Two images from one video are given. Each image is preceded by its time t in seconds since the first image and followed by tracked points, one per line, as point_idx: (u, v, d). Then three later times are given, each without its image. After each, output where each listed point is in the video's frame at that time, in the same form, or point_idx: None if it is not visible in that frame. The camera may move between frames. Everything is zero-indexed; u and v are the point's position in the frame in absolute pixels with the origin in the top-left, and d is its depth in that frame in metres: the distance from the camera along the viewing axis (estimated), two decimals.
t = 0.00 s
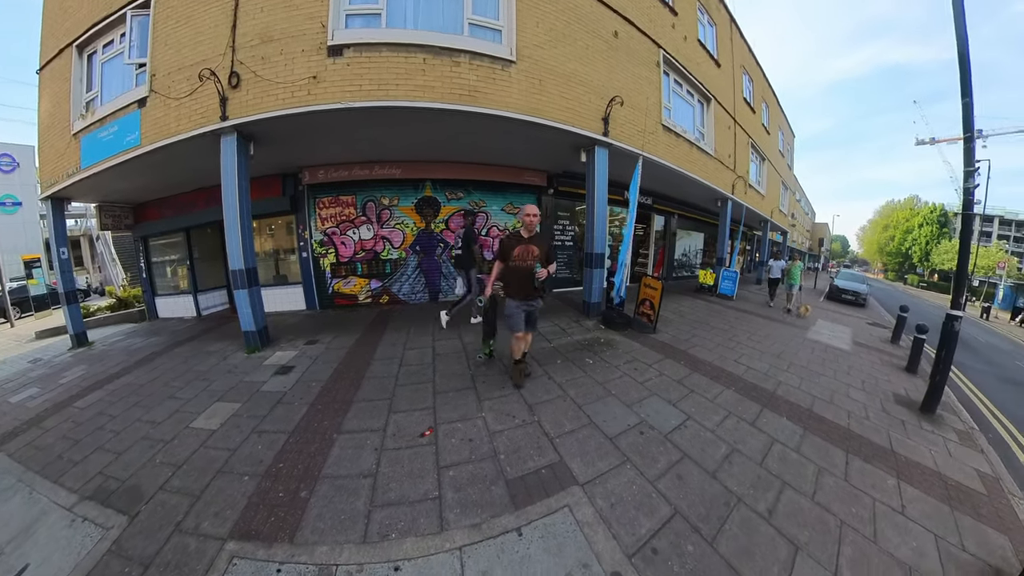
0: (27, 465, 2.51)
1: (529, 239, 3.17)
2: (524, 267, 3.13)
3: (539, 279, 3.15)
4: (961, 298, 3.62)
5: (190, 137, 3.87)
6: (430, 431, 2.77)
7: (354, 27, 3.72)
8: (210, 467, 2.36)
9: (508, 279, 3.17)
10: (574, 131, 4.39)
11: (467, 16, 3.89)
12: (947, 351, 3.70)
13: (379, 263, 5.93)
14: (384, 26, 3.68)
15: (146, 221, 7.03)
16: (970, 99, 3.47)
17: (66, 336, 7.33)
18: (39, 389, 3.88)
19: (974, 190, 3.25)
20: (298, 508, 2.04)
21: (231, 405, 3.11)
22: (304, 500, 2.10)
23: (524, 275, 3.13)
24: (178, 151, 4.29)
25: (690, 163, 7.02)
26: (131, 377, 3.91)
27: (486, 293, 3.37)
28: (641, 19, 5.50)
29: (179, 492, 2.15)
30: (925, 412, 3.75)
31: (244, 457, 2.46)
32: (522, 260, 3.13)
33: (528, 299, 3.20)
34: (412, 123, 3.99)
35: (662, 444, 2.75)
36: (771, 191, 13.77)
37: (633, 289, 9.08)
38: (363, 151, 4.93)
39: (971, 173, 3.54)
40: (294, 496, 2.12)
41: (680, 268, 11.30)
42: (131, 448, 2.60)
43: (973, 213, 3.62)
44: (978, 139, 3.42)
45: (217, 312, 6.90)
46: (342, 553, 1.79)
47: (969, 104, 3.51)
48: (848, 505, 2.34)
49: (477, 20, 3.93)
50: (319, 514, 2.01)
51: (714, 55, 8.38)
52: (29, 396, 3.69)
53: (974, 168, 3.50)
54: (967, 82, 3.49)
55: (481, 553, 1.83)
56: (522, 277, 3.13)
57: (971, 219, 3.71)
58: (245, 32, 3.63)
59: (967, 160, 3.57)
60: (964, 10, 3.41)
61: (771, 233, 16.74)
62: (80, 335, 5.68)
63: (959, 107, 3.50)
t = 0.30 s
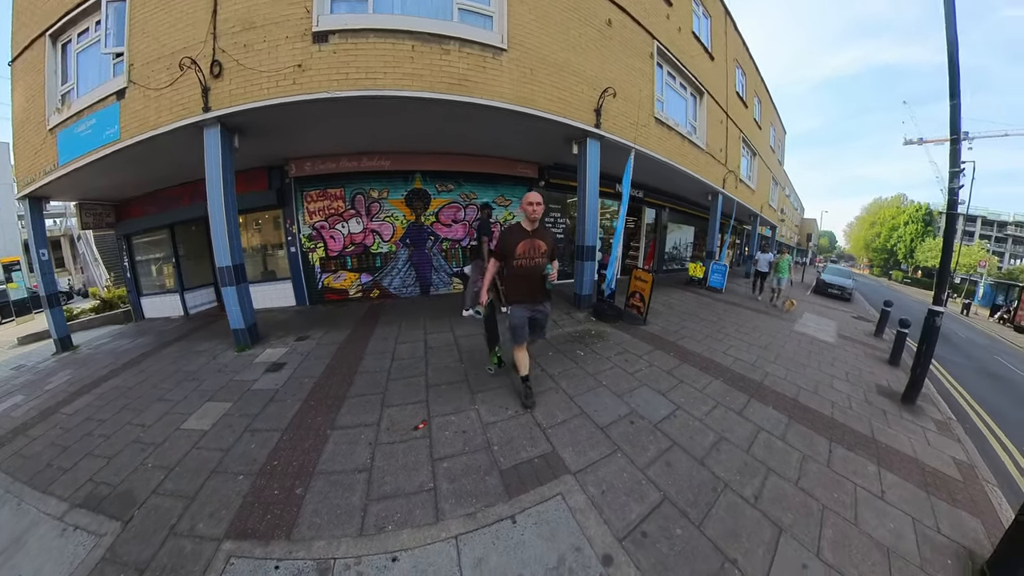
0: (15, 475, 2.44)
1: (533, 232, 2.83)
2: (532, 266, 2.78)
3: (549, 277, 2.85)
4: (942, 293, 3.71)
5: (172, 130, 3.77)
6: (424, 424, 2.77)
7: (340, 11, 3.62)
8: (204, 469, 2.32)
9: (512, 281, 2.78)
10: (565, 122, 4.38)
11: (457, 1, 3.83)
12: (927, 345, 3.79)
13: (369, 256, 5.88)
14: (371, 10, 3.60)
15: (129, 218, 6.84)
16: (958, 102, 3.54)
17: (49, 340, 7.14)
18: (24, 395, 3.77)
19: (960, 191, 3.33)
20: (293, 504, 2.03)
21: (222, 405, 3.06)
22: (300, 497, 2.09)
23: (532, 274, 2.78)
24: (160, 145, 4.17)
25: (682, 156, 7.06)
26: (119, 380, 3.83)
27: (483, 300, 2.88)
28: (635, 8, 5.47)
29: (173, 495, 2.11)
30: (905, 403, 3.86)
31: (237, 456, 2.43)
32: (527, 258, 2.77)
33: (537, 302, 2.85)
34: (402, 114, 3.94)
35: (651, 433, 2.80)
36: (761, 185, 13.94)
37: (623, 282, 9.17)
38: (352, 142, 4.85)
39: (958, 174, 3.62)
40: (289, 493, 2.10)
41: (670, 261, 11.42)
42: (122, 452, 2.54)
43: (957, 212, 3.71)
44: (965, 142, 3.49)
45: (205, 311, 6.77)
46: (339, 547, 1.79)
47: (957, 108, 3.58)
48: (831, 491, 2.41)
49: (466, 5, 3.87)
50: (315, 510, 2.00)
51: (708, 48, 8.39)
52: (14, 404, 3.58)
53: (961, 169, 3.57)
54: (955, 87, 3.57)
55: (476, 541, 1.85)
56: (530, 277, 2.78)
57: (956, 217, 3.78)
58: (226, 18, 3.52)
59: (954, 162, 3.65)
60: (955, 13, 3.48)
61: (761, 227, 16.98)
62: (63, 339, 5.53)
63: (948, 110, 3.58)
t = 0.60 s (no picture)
0: None
1: (535, 223, 2.63)
2: (535, 258, 2.61)
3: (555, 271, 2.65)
4: (919, 287, 3.84)
5: (147, 122, 3.63)
6: (415, 419, 2.76)
7: None
8: (193, 474, 2.25)
9: (515, 274, 2.59)
10: (553, 114, 4.38)
11: None
12: (904, 337, 3.89)
13: (355, 251, 5.81)
14: None
15: (105, 217, 6.58)
16: (940, 104, 3.66)
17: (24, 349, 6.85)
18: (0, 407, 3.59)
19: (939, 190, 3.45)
20: (286, 505, 1.99)
21: (209, 408, 2.98)
22: (292, 497, 2.05)
23: (536, 266, 2.61)
24: (134, 139, 4.01)
25: (670, 150, 7.13)
26: (100, 386, 3.69)
27: (483, 301, 2.50)
28: None
29: (163, 502, 2.04)
30: (882, 392, 4.01)
31: (227, 458, 2.37)
32: (531, 250, 2.59)
33: (542, 297, 2.69)
34: (388, 104, 3.89)
35: (639, 422, 2.85)
36: (747, 180, 14.22)
37: (611, 275, 9.27)
38: (337, 134, 4.76)
39: (937, 174, 3.75)
40: (282, 494, 2.07)
41: (657, 254, 11.59)
42: (106, 461, 2.44)
43: (936, 211, 3.84)
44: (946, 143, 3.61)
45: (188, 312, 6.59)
46: (334, 544, 1.77)
47: (939, 110, 3.70)
48: (811, 474, 2.50)
49: None
50: (308, 508, 1.97)
51: (698, 41, 8.45)
52: None
53: (940, 169, 3.71)
54: (938, 90, 3.69)
55: (470, 531, 1.85)
56: (533, 269, 2.60)
57: (935, 214, 3.90)
58: (202, 3, 3.40)
59: (934, 163, 3.78)
60: (938, 18, 3.60)
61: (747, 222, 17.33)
62: (41, 347, 5.31)
63: (930, 111, 3.70)
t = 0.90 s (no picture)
0: None
1: (542, 219, 2.34)
2: (542, 258, 2.31)
3: (563, 273, 2.34)
4: (887, 279, 4.03)
5: (110, 115, 3.44)
6: (401, 417, 2.74)
7: None
8: (173, 487, 2.14)
9: (519, 275, 2.29)
10: (535, 107, 4.39)
11: None
12: (874, 326, 4.05)
13: (334, 248, 5.70)
14: None
15: (68, 218, 6.21)
16: (909, 107, 3.85)
17: None
18: None
19: (908, 188, 3.63)
20: (272, 513, 1.93)
21: (188, 417, 2.83)
22: (278, 504, 1.99)
23: (542, 267, 2.30)
24: (97, 132, 3.79)
25: (650, 145, 7.27)
26: (66, 399, 3.48)
27: (487, 309, 2.07)
28: None
29: (142, 520, 1.93)
30: (852, 376, 4.21)
31: (209, 469, 2.26)
32: (537, 248, 2.29)
33: (547, 304, 2.39)
34: (367, 96, 3.82)
35: (622, 411, 2.90)
36: (726, 175, 14.63)
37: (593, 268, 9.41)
38: (314, 126, 4.63)
39: (905, 173, 3.96)
40: (267, 502, 2.00)
41: (638, 247, 11.83)
42: (79, 481, 2.27)
43: (904, 208, 4.05)
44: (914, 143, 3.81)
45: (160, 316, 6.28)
46: (324, 549, 1.73)
47: (908, 113, 3.90)
48: (786, 454, 2.61)
49: None
50: (296, 514, 1.92)
51: (680, 38, 8.61)
52: None
53: (908, 169, 3.91)
54: (909, 93, 3.88)
55: (460, 524, 1.86)
56: (539, 270, 2.30)
57: (902, 211, 4.12)
58: None
59: (903, 162, 3.98)
60: (910, 24, 3.79)
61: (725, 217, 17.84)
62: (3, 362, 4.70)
63: (900, 113, 3.90)
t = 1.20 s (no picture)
0: None
1: (539, 209, 1.88)
2: (540, 258, 1.86)
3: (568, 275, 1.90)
4: (853, 270, 4.23)
5: (64, 106, 3.22)
6: (385, 417, 2.70)
7: None
8: (149, 507, 1.99)
9: (513, 281, 1.89)
10: (513, 100, 4.41)
11: None
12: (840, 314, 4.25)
13: (309, 247, 5.56)
14: None
15: (22, 224, 5.78)
16: (877, 109, 4.07)
17: None
18: None
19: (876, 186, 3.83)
20: (256, 525, 1.84)
21: (161, 431, 2.64)
22: (262, 515, 1.90)
23: (540, 269, 1.86)
24: (49, 127, 3.52)
25: (628, 140, 7.41)
26: (20, 419, 3.22)
27: (480, 321, 1.99)
28: None
29: (116, 547, 1.76)
30: (821, 360, 4.42)
31: (187, 484, 2.13)
32: (534, 247, 1.84)
33: (550, 313, 1.98)
34: (342, 87, 3.74)
35: (604, 400, 2.97)
36: (701, 170, 15.08)
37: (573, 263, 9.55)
38: (286, 119, 4.48)
39: (871, 172, 4.19)
40: (250, 514, 1.91)
41: (616, 240, 12.06)
42: (45, 511, 2.02)
43: (870, 203, 4.29)
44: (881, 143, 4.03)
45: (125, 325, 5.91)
46: (313, 557, 1.67)
47: (876, 115, 4.12)
48: (760, 434, 2.74)
49: None
50: (281, 524, 1.85)
51: (658, 33, 8.77)
52: None
53: (874, 168, 4.14)
54: (876, 95, 4.10)
55: (450, 520, 1.85)
56: (537, 274, 1.87)
57: (869, 206, 4.34)
58: None
59: (869, 161, 4.21)
60: (880, 26, 3.98)
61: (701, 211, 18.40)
62: None
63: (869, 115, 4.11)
